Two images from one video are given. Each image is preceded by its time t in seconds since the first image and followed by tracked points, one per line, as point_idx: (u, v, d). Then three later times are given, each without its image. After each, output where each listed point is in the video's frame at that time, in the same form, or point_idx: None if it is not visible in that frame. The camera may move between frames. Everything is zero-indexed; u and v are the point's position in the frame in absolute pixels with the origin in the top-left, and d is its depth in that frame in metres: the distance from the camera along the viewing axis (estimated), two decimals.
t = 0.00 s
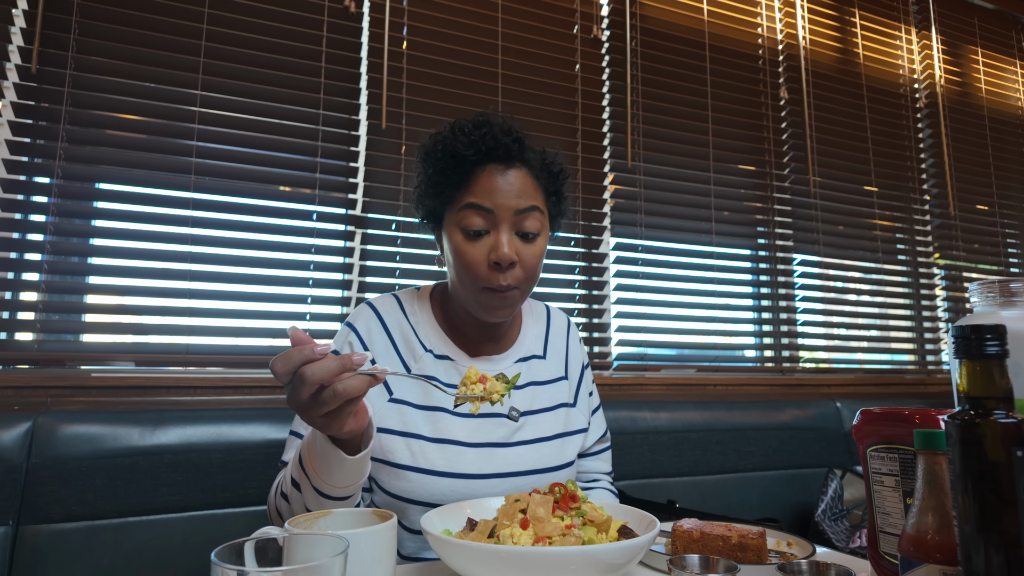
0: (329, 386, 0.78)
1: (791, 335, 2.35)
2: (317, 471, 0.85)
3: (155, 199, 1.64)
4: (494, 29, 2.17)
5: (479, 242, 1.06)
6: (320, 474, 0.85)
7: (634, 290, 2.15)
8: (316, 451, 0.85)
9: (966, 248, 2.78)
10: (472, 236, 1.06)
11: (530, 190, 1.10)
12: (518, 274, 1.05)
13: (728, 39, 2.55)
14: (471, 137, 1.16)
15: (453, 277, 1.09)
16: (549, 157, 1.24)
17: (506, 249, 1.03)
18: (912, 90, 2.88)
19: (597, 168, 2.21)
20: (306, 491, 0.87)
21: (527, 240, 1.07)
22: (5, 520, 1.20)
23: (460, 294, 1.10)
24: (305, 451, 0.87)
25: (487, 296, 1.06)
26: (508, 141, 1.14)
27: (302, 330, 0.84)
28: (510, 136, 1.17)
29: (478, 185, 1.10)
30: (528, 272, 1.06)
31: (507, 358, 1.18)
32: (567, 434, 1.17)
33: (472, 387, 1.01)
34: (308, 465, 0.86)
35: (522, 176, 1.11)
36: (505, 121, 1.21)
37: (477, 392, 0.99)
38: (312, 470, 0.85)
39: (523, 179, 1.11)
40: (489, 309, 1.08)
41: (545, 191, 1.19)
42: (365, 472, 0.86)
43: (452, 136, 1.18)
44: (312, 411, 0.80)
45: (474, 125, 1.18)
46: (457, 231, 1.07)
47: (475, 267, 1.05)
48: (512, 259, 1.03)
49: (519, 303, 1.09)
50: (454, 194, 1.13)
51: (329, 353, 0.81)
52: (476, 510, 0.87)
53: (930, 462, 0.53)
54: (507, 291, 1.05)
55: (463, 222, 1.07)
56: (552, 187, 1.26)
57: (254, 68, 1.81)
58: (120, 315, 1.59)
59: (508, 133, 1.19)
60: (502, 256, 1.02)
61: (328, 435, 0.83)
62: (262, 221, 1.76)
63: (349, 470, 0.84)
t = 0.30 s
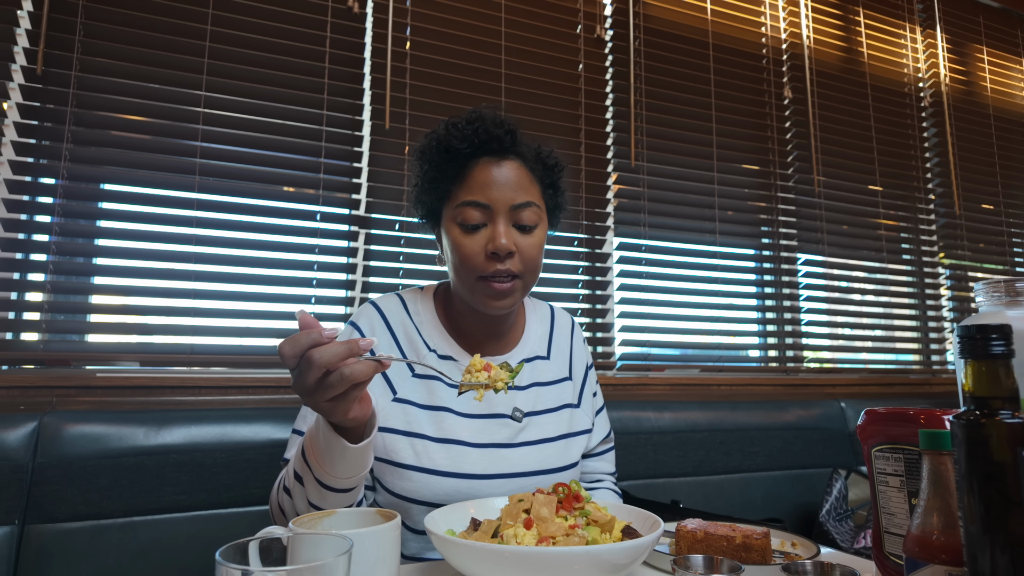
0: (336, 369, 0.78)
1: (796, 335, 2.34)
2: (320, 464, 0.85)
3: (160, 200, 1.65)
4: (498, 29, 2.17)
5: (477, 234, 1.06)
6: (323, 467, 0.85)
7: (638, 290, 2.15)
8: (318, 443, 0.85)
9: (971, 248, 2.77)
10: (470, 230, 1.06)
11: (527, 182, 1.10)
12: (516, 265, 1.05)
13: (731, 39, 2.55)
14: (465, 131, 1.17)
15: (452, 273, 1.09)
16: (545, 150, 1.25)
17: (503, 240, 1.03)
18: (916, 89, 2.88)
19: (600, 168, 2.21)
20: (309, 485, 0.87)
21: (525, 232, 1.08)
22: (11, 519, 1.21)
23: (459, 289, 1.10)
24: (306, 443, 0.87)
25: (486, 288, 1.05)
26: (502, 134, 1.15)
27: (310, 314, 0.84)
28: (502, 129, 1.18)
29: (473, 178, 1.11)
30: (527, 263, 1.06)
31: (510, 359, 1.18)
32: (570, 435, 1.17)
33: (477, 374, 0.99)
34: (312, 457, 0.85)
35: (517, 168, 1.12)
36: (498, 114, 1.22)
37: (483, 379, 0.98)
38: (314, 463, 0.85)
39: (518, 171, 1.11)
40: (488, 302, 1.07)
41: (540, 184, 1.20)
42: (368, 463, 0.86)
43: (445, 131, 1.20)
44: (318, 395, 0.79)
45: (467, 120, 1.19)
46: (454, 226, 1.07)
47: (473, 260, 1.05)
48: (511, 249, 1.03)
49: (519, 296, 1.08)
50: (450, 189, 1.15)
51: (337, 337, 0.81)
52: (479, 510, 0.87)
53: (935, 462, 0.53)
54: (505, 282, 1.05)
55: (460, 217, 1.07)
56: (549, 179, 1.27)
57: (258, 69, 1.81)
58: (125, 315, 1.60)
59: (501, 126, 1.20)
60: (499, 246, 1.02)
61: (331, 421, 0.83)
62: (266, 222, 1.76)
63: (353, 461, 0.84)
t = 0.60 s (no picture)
0: (352, 371, 0.77)
1: (801, 337, 2.33)
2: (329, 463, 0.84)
3: (166, 204, 1.66)
4: (502, 31, 2.17)
5: (473, 230, 1.06)
6: (328, 464, 0.85)
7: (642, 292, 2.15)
8: (324, 442, 0.85)
9: (978, 250, 2.75)
10: (467, 225, 1.06)
11: (524, 181, 1.11)
12: (513, 258, 1.03)
13: (736, 41, 2.55)
14: (463, 130, 1.19)
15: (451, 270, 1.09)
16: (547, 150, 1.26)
17: (499, 233, 1.03)
18: (922, 90, 2.86)
19: (605, 171, 2.21)
20: (317, 484, 0.86)
21: (523, 227, 1.07)
22: (19, 521, 1.21)
23: (459, 287, 1.09)
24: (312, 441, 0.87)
25: (483, 284, 1.04)
26: (498, 132, 1.17)
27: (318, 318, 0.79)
28: (499, 127, 1.19)
29: (470, 175, 1.13)
30: (524, 257, 1.05)
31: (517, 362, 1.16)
32: (576, 438, 1.16)
33: (487, 358, 0.99)
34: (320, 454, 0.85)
35: (514, 165, 1.13)
36: (495, 113, 1.23)
37: (493, 361, 0.99)
38: (319, 461, 0.85)
39: (515, 169, 1.12)
40: (487, 297, 1.06)
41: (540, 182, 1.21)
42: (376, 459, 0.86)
43: (444, 131, 1.22)
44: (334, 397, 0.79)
45: (467, 118, 1.21)
46: (452, 223, 1.08)
47: (470, 254, 1.04)
48: (507, 242, 1.02)
49: (517, 292, 1.06)
50: (450, 187, 1.18)
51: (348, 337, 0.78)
52: (484, 513, 0.87)
53: (944, 466, 0.53)
54: (502, 276, 1.03)
55: (458, 213, 1.07)
56: (549, 177, 1.27)
57: (264, 73, 1.82)
58: (132, 319, 1.60)
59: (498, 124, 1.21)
60: (495, 239, 1.02)
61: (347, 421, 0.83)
62: (271, 225, 1.77)
63: (360, 456, 0.84)
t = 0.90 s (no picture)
0: (369, 319, 0.72)
1: (803, 339, 2.33)
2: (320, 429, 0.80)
3: (168, 206, 1.66)
4: (503, 34, 2.18)
5: (474, 230, 1.06)
6: (321, 430, 0.80)
7: (643, 294, 2.16)
8: (319, 404, 0.80)
9: (980, 252, 2.75)
10: (467, 226, 1.06)
11: (524, 180, 1.11)
12: (513, 257, 1.03)
13: (737, 43, 2.55)
14: (462, 134, 1.20)
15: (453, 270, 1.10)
16: (545, 152, 1.27)
17: (498, 232, 1.03)
18: (923, 92, 2.86)
19: (606, 173, 2.21)
20: (309, 453, 0.83)
21: (523, 225, 1.06)
22: (20, 523, 1.21)
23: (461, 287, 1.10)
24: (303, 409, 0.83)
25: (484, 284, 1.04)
26: (496, 134, 1.18)
27: (332, 270, 0.73)
28: (497, 129, 1.20)
29: (470, 175, 1.13)
30: (525, 256, 1.05)
31: (520, 364, 1.16)
32: (579, 441, 1.16)
33: (488, 304, 0.96)
34: (310, 420, 0.81)
35: (513, 165, 1.14)
36: (494, 116, 1.24)
37: (494, 307, 0.95)
38: (312, 427, 0.81)
39: (515, 168, 1.12)
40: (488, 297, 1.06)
41: (540, 182, 1.21)
42: (371, 428, 0.81)
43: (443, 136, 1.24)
44: (347, 347, 0.74)
45: (465, 122, 1.23)
46: (453, 223, 1.08)
47: (470, 254, 1.04)
48: (506, 241, 1.02)
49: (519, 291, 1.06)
50: (450, 189, 1.19)
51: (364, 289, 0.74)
52: (485, 516, 0.87)
53: (945, 468, 0.53)
54: (503, 274, 1.03)
55: (458, 214, 1.07)
56: (550, 179, 1.27)
57: (266, 75, 1.83)
58: (134, 321, 1.61)
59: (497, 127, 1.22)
60: (494, 238, 1.02)
61: (353, 378, 0.77)
62: (272, 227, 1.77)
63: (358, 417, 0.79)
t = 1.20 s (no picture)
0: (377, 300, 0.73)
1: (803, 339, 2.33)
2: (318, 418, 0.80)
3: (168, 206, 1.66)
4: (503, 34, 2.18)
5: (484, 231, 1.06)
6: (320, 417, 0.80)
7: (643, 294, 2.16)
8: (319, 390, 0.80)
9: (980, 252, 2.75)
10: (478, 227, 1.06)
11: (534, 182, 1.11)
12: (524, 259, 1.03)
13: (737, 44, 2.55)
14: (472, 133, 1.20)
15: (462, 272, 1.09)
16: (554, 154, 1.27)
17: (510, 235, 1.03)
18: (923, 92, 2.86)
19: (605, 173, 2.21)
20: (306, 442, 0.83)
21: (534, 228, 1.06)
22: (20, 523, 1.21)
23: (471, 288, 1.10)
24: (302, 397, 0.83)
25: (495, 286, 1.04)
26: (506, 134, 1.18)
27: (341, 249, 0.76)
28: (507, 130, 1.20)
29: (480, 176, 1.12)
30: (536, 258, 1.05)
31: (523, 366, 1.16)
32: (581, 444, 1.16)
33: (490, 292, 0.97)
34: (308, 408, 0.81)
35: (523, 167, 1.14)
36: (503, 117, 1.24)
37: (497, 295, 0.96)
38: (310, 415, 0.81)
39: (524, 170, 1.13)
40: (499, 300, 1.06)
41: (548, 184, 1.21)
42: (371, 416, 0.81)
43: (452, 135, 1.23)
44: (352, 326, 0.74)
45: (475, 122, 1.22)
46: (462, 224, 1.08)
47: (481, 256, 1.04)
48: (518, 244, 1.02)
49: (529, 293, 1.06)
50: (458, 188, 1.18)
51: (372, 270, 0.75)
52: (485, 516, 0.87)
53: (945, 468, 0.53)
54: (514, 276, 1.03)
55: (468, 215, 1.07)
56: (557, 181, 1.27)
57: (265, 75, 1.83)
58: (133, 321, 1.61)
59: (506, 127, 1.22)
60: (506, 240, 1.02)
61: (355, 360, 0.78)
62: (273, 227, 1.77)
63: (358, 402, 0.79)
